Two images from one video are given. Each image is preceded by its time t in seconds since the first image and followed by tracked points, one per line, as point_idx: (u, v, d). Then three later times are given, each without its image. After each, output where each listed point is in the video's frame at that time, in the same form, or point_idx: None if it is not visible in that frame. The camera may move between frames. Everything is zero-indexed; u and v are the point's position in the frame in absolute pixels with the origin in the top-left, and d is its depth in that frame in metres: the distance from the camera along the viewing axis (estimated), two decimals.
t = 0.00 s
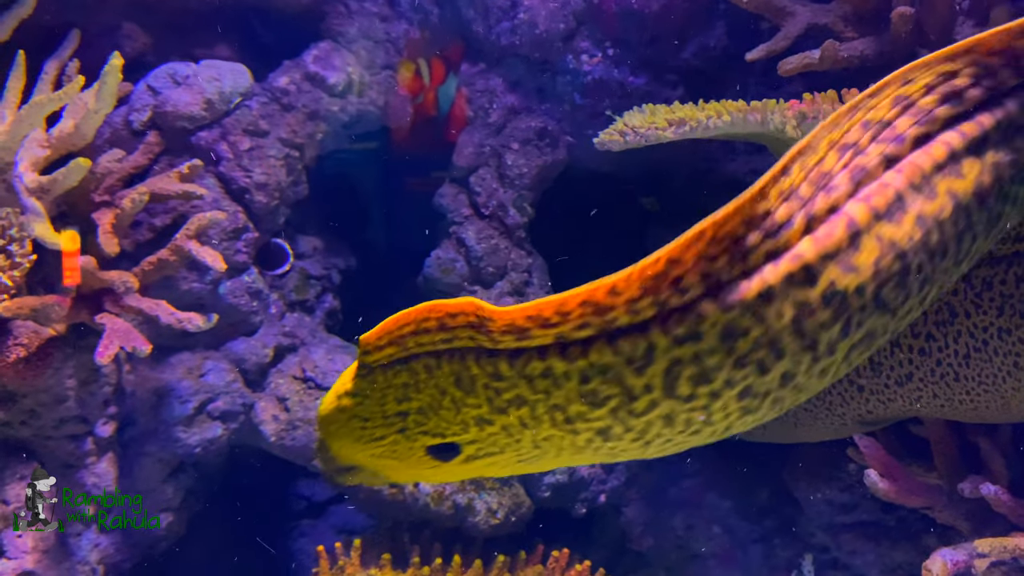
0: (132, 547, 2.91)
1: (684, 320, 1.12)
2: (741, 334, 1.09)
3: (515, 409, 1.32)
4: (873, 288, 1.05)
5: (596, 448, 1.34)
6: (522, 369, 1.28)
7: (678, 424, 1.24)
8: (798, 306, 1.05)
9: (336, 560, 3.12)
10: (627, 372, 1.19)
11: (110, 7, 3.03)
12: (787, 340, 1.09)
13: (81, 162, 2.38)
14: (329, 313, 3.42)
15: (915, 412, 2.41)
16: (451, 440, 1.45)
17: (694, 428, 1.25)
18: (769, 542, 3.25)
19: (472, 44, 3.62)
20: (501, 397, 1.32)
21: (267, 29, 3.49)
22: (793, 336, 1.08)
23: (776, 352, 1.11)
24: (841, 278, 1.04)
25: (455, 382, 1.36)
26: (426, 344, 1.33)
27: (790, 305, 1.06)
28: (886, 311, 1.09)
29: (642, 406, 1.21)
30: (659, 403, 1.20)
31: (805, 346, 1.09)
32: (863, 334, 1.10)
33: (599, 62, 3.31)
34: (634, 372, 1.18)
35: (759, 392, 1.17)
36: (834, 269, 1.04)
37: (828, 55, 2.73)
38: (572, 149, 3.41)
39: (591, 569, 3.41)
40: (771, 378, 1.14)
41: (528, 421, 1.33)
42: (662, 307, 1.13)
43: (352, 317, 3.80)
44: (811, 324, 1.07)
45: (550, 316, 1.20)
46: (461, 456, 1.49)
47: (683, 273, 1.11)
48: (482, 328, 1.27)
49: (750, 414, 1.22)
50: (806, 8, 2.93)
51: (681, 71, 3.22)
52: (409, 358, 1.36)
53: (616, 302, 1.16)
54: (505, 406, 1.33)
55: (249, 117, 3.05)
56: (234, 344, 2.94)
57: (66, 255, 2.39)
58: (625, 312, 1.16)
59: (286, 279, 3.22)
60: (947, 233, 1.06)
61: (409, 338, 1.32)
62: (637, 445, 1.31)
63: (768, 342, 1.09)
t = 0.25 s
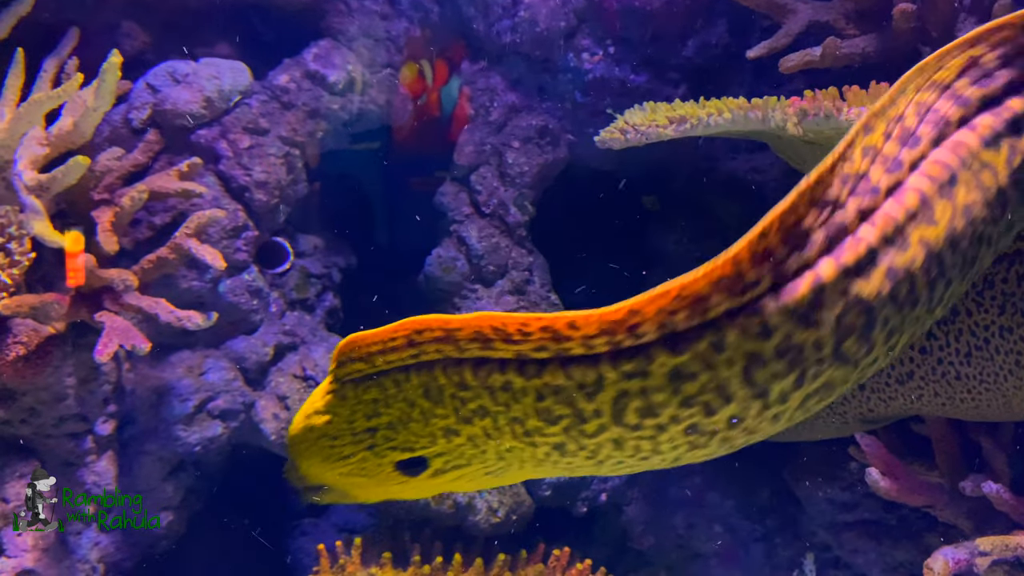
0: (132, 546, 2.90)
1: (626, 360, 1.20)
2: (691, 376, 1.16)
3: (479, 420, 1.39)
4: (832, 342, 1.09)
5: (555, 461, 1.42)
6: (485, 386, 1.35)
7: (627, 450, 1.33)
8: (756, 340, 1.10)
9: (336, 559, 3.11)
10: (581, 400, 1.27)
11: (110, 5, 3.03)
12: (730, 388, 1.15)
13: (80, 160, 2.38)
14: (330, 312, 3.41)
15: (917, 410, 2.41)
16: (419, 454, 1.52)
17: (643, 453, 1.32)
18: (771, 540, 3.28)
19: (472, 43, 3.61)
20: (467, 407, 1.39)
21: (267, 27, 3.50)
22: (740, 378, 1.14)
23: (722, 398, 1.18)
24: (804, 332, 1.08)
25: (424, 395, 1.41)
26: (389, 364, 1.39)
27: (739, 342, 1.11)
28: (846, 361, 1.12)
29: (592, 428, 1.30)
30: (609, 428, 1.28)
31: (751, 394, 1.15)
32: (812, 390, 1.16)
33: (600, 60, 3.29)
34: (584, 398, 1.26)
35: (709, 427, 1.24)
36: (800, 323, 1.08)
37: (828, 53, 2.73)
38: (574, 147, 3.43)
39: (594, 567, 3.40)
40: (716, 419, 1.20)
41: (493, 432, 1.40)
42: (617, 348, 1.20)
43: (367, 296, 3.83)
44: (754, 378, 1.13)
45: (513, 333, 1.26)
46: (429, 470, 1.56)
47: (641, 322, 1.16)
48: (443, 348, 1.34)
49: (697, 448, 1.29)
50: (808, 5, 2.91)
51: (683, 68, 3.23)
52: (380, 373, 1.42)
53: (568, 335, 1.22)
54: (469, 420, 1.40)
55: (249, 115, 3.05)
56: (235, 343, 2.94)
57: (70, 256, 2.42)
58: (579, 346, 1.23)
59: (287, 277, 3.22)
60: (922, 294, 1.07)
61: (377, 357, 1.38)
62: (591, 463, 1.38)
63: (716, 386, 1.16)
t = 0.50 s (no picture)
0: (132, 544, 2.89)
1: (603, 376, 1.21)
2: (638, 401, 1.20)
3: (444, 429, 1.39)
4: (777, 381, 1.13)
5: (514, 472, 1.43)
6: (452, 396, 1.35)
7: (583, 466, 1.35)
8: (699, 380, 1.15)
9: (336, 557, 3.10)
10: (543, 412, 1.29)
11: (110, 3, 3.03)
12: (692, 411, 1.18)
13: (79, 158, 2.38)
14: (330, 310, 3.40)
15: (918, 408, 2.40)
16: (382, 470, 1.48)
17: (595, 468, 1.34)
18: (773, 539, 3.27)
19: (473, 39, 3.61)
20: (431, 416, 1.39)
21: (267, 25, 3.50)
22: (684, 412, 1.18)
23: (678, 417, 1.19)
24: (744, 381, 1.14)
25: (389, 409, 1.41)
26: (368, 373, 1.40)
27: (683, 378, 1.16)
28: (792, 414, 1.18)
29: (549, 437, 1.31)
30: (560, 441, 1.31)
31: (691, 429, 1.20)
32: (762, 426, 1.19)
33: (601, 57, 3.31)
34: (539, 408, 1.28)
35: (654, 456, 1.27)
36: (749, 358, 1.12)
37: (830, 49, 2.73)
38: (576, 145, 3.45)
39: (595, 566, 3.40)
40: (658, 445, 1.24)
41: (456, 442, 1.40)
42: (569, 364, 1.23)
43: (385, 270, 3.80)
44: (703, 404, 1.17)
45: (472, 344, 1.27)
46: (392, 487, 1.51)
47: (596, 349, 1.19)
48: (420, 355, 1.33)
49: (643, 471, 1.31)
50: (809, 2, 2.90)
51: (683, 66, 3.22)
52: (348, 385, 1.43)
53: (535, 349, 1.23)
54: (433, 433, 1.40)
55: (249, 113, 3.05)
56: (234, 341, 2.93)
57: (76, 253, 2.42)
58: (536, 358, 1.24)
59: (286, 276, 3.22)
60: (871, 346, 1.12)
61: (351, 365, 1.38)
62: (547, 473, 1.40)
63: (657, 414, 1.20)
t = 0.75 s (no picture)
0: (131, 543, 2.90)
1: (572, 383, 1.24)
2: (595, 412, 1.24)
3: (414, 438, 1.41)
4: (730, 412, 1.15)
5: (482, 479, 1.47)
6: (420, 400, 1.36)
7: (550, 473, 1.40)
8: (653, 402, 1.19)
9: (337, 555, 3.10)
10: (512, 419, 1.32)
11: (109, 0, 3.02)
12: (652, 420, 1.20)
13: (78, 156, 2.38)
14: (330, 309, 3.40)
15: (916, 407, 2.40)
16: (354, 486, 1.52)
17: (558, 475, 1.38)
18: (773, 538, 3.25)
19: (474, 38, 3.59)
20: (403, 425, 1.41)
21: (267, 23, 3.49)
22: (640, 428, 1.22)
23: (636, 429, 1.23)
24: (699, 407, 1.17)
25: (359, 419, 1.42)
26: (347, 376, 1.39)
27: (637, 398, 1.20)
28: (745, 444, 1.21)
29: (516, 443, 1.35)
30: (525, 446, 1.34)
31: (646, 445, 1.23)
32: (719, 448, 1.21)
33: (601, 55, 3.27)
34: (505, 413, 1.31)
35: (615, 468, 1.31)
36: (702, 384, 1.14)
37: (831, 47, 2.72)
38: (575, 143, 3.40)
39: (595, 565, 3.41)
40: (616, 455, 1.27)
41: (426, 450, 1.43)
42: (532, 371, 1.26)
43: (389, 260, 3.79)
44: (662, 419, 1.20)
45: (443, 347, 1.27)
46: (363, 501, 1.56)
47: (557, 359, 1.21)
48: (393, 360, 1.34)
49: (603, 480, 1.35)
50: None
51: (684, 63, 3.21)
52: (324, 396, 1.43)
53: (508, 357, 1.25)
54: (404, 440, 1.42)
55: (249, 111, 3.04)
56: (234, 339, 2.92)
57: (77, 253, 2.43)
58: (503, 364, 1.27)
59: (287, 274, 3.22)
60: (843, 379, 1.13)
61: (328, 372, 1.38)
62: (513, 479, 1.45)
63: (614, 428, 1.24)
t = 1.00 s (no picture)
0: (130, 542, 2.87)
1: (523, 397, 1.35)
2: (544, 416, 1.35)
3: (372, 454, 1.50)
4: (666, 433, 1.28)
5: (440, 492, 1.56)
6: (377, 412, 1.45)
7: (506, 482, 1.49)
8: (594, 412, 1.31)
9: (337, 554, 3.10)
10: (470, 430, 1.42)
11: None
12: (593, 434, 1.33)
13: (78, 153, 2.38)
14: (331, 307, 3.40)
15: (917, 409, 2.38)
16: (312, 508, 1.61)
17: (512, 483, 1.48)
18: (774, 537, 3.24)
19: (475, 35, 3.55)
20: (360, 442, 1.50)
21: (268, 20, 3.48)
22: (583, 437, 1.34)
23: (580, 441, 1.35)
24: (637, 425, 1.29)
25: (316, 441, 1.51)
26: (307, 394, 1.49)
27: (580, 407, 1.32)
28: (681, 466, 1.32)
29: (470, 451, 1.44)
30: (480, 453, 1.44)
31: (589, 455, 1.36)
32: (656, 467, 1.33)
33: (602, 53, 3.26)
34: (461, 418, 1.41)
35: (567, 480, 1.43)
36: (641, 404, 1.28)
37: (832, 43, 2.71)
38: (577, 142, 3.39)
39: (595, 565, 3.40)
40: (563, 463, 1.39)
41: (383, 466, 1.51)
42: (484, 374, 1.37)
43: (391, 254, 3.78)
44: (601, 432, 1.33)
45: (404, 347, 1.39)
46: (323, 521, 1.65)
47: (508, 360, 1.32)
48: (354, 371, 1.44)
49: (553, 488, 1.46)
50: None
51: (685, 61, 3.22)
52: (282, 419, 1.52)
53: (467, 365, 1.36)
54: (364, 457, 1.51)
55: (248, 108, 3.02)
56: (234, 337, 2.91)
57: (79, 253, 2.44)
58: (458, 365, 1.37)
59: (287, 272, 3.21)
60: (775, 418, 1.24)
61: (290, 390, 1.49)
62: (470, 490, 1.53)
63: (560, 436, 1.36)
